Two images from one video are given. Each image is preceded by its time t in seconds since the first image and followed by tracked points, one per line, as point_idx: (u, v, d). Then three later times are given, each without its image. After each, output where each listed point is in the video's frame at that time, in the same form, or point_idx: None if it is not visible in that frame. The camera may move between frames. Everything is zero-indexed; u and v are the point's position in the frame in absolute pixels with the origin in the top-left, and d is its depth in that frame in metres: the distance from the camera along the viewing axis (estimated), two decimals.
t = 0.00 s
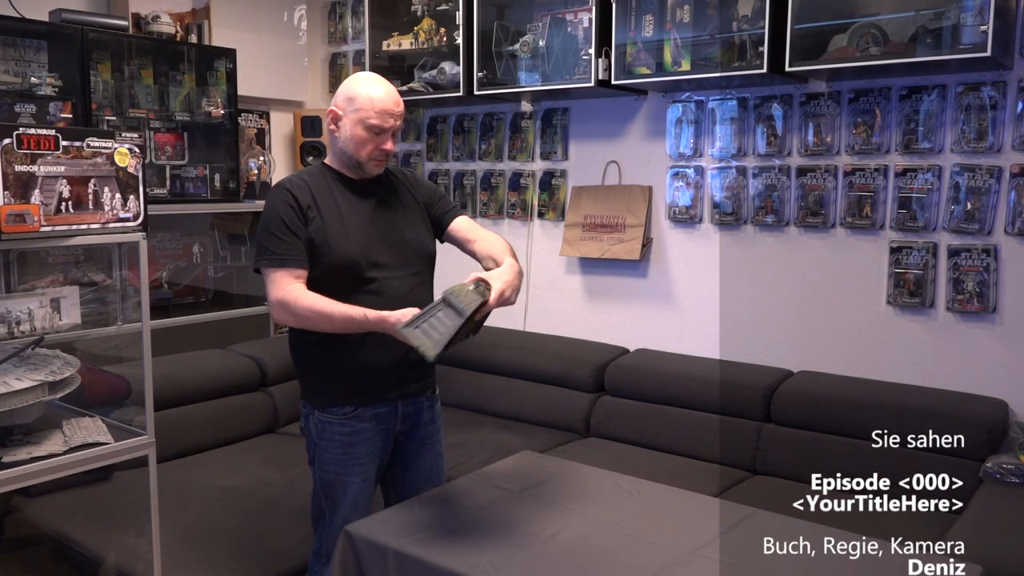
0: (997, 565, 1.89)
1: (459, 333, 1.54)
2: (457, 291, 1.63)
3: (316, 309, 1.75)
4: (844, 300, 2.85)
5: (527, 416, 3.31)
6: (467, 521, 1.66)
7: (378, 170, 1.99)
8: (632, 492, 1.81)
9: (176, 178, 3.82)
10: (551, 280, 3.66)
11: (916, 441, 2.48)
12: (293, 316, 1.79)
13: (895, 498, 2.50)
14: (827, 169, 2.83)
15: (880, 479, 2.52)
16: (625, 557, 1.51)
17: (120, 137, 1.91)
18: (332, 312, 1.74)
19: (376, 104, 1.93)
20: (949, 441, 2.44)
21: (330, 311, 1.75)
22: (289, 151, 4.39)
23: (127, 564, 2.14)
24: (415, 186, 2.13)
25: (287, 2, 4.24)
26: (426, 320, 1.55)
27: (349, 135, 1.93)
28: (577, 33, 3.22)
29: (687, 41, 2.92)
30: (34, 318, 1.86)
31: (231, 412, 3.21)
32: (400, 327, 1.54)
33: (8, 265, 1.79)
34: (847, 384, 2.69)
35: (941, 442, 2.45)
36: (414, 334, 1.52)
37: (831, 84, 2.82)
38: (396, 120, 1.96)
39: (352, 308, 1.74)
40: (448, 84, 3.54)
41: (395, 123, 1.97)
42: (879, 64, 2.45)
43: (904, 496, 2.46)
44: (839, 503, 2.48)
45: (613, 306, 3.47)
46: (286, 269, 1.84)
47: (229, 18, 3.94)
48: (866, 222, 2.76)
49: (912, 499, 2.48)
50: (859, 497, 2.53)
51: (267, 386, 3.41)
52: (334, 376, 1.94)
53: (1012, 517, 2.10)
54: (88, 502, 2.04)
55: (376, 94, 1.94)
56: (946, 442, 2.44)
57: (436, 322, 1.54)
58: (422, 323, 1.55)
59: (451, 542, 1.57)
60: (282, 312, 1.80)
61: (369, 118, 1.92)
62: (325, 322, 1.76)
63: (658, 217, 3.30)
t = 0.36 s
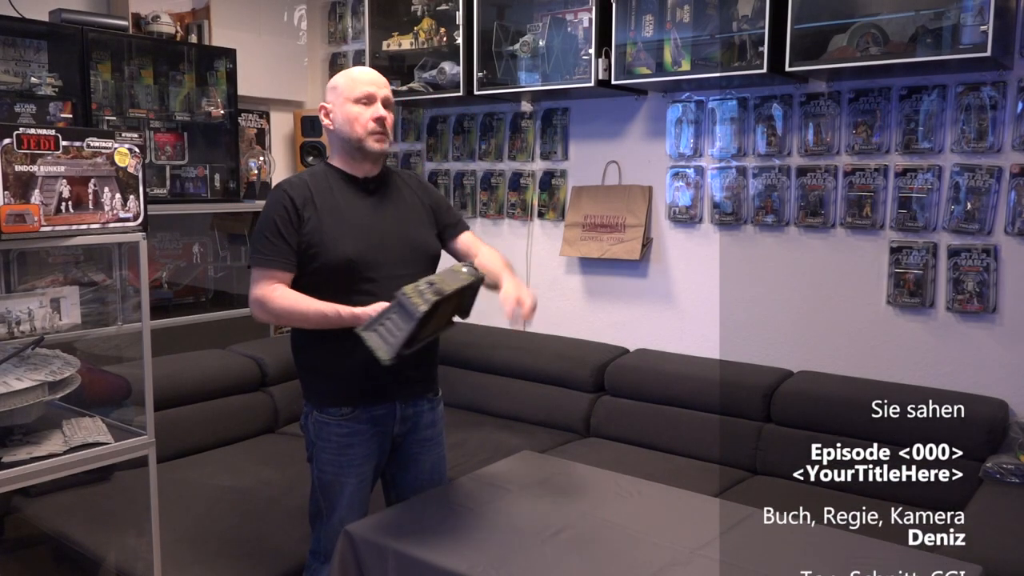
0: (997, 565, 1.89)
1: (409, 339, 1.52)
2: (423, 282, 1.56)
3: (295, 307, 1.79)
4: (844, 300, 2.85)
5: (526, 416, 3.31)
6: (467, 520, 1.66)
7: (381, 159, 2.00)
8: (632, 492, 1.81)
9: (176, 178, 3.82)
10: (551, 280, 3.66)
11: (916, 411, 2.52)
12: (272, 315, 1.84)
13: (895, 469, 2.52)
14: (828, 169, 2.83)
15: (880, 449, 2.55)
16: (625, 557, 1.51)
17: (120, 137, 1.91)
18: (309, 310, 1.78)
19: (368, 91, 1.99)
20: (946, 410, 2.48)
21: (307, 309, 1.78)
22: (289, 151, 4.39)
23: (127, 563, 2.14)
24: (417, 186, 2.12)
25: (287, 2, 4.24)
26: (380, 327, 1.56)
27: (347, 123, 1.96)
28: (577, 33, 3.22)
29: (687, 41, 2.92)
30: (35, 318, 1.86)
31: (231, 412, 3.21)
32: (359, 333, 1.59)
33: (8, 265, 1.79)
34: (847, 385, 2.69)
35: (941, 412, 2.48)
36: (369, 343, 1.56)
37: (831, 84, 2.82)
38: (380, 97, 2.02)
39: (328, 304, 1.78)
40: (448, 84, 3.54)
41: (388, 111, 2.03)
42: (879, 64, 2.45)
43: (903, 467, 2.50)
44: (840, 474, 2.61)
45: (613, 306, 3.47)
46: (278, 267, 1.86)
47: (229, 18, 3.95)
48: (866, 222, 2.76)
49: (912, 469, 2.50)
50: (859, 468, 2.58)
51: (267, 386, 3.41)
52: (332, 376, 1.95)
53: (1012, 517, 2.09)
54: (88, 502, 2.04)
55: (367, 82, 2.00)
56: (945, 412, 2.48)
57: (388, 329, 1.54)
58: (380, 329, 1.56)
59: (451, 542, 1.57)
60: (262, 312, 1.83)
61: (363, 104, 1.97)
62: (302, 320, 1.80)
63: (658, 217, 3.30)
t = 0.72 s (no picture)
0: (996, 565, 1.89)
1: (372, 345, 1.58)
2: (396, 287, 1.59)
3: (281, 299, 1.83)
4: (845, 300, 2.85)
5: (526, 416, 3.31)
6: (468, 520, 1.66)
7: (382, 151, 1.99)
8: (632, 493, 1.81)
9: (176, 178, 3.82)
10: (551, 280, 3.66)
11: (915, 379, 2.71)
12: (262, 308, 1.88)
13: (895, 439, 2.51)
14: (828, 169, 2.83)
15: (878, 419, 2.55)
16: (625, 557, 1.51)
17: (120, 137, 1.91)
18: (295, 301, 1.82)
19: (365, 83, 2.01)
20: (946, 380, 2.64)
21: (293, 301, 1.83)
22: (289, 151, 4.39)
23: (127, 563, 2.14)
24: (422, 181, 2.11)
25: (287, 2, 4.24)
26: (349, 325, 1.62)
27: (345, 118, 1.98)
28: (577, 33, 3.22)
29: (687, 41, 2.92)
30: (35, 318, 1.86)
31: (231, 412, 3.21)
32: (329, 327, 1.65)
33: (8, 265, 1.79)
34: (847, 385, 2.69)
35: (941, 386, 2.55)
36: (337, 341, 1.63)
37: (831, 84, 2.82)
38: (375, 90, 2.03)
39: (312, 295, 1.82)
40: (448, 84, 3.54)
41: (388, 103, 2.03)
42: (879, 64, 2.45)
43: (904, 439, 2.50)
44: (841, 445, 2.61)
45: (613, 305, 3.47)
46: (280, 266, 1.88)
47: (230, 18, 3.95)
48: (866, 222, 2.76)
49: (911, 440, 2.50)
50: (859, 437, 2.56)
51: (267, 386, 3.41)
52: (331, 377, 1.94)
53: (1012, 517, 2.10)
54: (88, 503, 2.04)
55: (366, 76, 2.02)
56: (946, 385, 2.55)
57: (356, 332, 1.60)
58: (351, 328, 1.62)
59: (451, 542, 1.57)
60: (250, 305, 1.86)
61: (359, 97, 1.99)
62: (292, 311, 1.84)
63: (658, 217, 3.30)
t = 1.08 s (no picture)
0: (996, 565, 1.89)
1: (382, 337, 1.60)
2: (408, 279, 1.59)
3: (276, 295, 1.81)
4: (844, 299, 2.85)
5: (526, 416, 3.31)
6: (467, 520, 1.66)
7: (339, 158, 1.95)
8: (632, 492, 1.81)
9: (176, 178, 3.82)
10: (551, 280, 3.66)
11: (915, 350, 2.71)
12: (254, 308, 1.85)
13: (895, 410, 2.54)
14: (828, 169, 2.83)
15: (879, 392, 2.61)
16: (625, 557, 1.51)
17: (120, 137, 1.91)
18: (292, 298, 1.81)
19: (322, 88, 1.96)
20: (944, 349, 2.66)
21: (290, 297, 1.81)
22: (289, 151, 4.39)
23: (127, 564, 2.14)
24: (416, 183, 2.08)
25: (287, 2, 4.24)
26: (361, 316, 1.64)
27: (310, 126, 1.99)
28: (577, 33, 3.22)
29: (687, 41, 2.92)
30: (35, 318, 1.86)
31: (231, 412, 3.21)
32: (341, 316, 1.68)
33: (8, 265, 1.79)
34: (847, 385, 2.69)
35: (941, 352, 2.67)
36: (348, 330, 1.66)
37: (831, 84, 2.82)
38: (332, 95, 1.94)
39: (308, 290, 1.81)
40: (448, 84, 3.54)
41: (344, 106, 1.94)
42: (879, 64, 2.45)
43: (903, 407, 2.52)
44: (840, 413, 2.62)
45: (613, 305, 3.47)
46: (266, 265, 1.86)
47: (229, 18, 3.95)
48: (866, 222, 2.76)
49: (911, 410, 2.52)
50: (858, 408, 2.58)
51: (267, 386, 3.41)
52: (314, 378, 1.94)
53: (1012, 517, 2.10)
54: (88, 503, 2.03)
55: (326, 79, 1.97)
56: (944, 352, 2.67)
57: (369, 321, 1.63)
58: (362, 317, 1.65)
59: (451, 542, 1.57)
60: (243, 303, 1.84)
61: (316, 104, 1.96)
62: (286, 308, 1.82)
63: (658, 217, 3.30)
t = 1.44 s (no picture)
0: (996, 565, 1.89)
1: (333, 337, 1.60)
2: (364, 287, 1.57)
3: (290, 282, 1.85)
4: (845, 299, 2.85)
5: (527, 416, 3.31)
6: (467, 521, 1.66)
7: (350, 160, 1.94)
8: (632, 493, 1.81)
9: (176, 178, 3.82)
10: (551, 280, 3.66)
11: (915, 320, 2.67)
12: (272, 291, 1.91)
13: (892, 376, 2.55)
14: (827, 169, 2.83)
15: (881, 359, 2.55)
16: (625, 557, 1.51)
17: (120, 137, 1.91)
18: (302, 288, 1.83)
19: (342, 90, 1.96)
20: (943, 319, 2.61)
21: (301, 286, 1.84)
22: (289, 151, 4.38)
23: (127, 564, 2.14)
24: (444, 189, 1.94)
25: (287, 2, 4.24)
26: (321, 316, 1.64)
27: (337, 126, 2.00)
28: (577, 33, 3.22)
29: (687, 41, 2.92)
30: (35, 318, 1.86)
31: (231, 412, 3.21)
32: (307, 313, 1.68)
33: (8, 265, 1.79)
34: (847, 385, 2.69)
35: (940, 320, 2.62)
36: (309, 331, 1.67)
37: (831, 84, 2.82)
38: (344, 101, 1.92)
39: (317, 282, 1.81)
40: (448, 84, 3.54)
41: (354, 109, 1.91)
42: (879, 64, 2.45)
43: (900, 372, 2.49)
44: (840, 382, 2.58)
45: (613, 306, 3.47)
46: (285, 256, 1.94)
47: (230, 18, 3.95)
48: (866, 222, 2.76)
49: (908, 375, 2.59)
50: (858, 377, 2.51)
51: (267, 386, 3.41)
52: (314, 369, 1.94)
53: (1012, 517, 2.09)
54: (88, 503, 2.03)
55: (347, 81, 1.96)
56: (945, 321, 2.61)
57: (326, 320, 1.62)
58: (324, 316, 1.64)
59: (451, 542, 1.57)
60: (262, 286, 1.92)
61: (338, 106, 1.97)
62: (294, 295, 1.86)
63: (658, 217, 3.30)
